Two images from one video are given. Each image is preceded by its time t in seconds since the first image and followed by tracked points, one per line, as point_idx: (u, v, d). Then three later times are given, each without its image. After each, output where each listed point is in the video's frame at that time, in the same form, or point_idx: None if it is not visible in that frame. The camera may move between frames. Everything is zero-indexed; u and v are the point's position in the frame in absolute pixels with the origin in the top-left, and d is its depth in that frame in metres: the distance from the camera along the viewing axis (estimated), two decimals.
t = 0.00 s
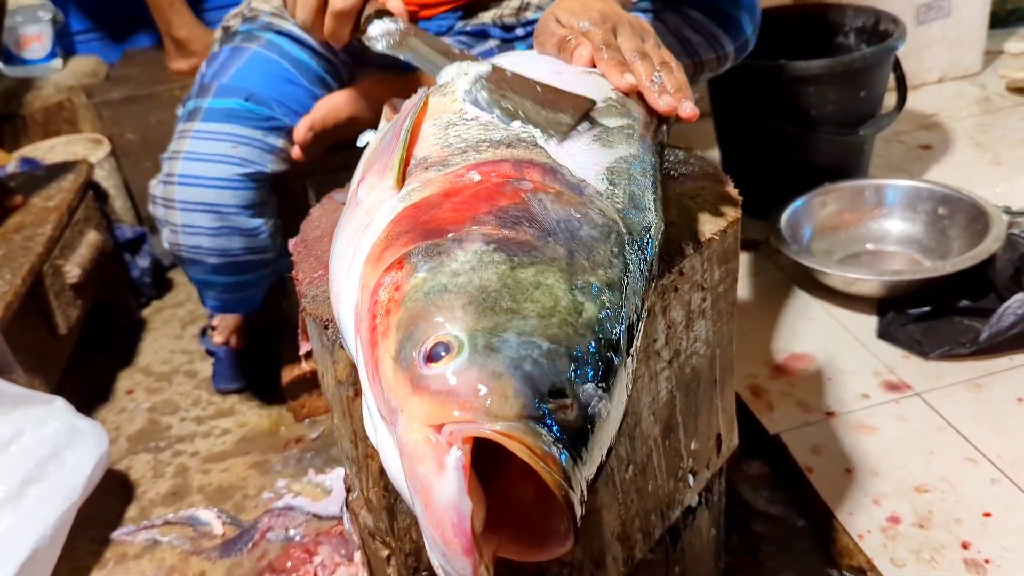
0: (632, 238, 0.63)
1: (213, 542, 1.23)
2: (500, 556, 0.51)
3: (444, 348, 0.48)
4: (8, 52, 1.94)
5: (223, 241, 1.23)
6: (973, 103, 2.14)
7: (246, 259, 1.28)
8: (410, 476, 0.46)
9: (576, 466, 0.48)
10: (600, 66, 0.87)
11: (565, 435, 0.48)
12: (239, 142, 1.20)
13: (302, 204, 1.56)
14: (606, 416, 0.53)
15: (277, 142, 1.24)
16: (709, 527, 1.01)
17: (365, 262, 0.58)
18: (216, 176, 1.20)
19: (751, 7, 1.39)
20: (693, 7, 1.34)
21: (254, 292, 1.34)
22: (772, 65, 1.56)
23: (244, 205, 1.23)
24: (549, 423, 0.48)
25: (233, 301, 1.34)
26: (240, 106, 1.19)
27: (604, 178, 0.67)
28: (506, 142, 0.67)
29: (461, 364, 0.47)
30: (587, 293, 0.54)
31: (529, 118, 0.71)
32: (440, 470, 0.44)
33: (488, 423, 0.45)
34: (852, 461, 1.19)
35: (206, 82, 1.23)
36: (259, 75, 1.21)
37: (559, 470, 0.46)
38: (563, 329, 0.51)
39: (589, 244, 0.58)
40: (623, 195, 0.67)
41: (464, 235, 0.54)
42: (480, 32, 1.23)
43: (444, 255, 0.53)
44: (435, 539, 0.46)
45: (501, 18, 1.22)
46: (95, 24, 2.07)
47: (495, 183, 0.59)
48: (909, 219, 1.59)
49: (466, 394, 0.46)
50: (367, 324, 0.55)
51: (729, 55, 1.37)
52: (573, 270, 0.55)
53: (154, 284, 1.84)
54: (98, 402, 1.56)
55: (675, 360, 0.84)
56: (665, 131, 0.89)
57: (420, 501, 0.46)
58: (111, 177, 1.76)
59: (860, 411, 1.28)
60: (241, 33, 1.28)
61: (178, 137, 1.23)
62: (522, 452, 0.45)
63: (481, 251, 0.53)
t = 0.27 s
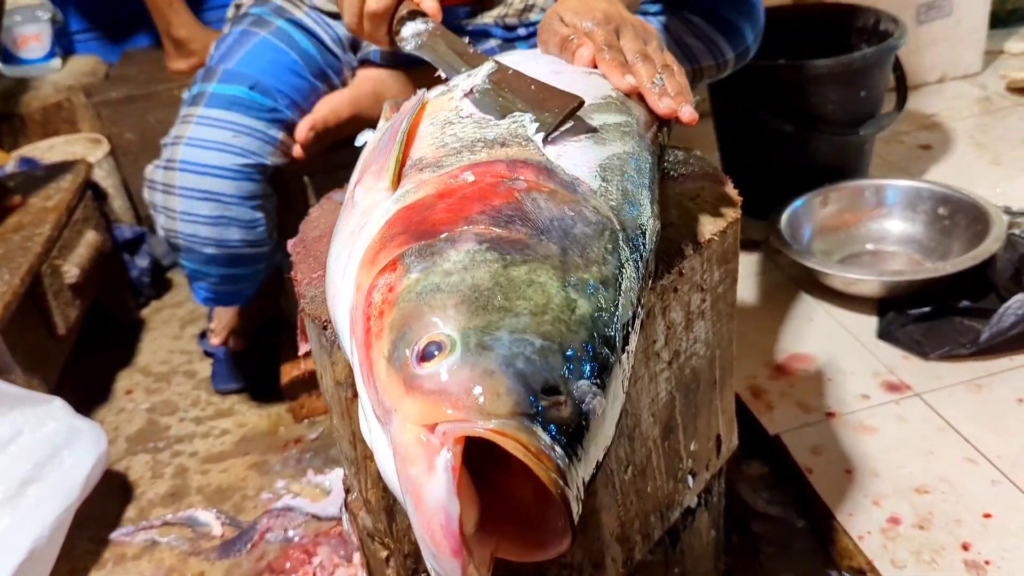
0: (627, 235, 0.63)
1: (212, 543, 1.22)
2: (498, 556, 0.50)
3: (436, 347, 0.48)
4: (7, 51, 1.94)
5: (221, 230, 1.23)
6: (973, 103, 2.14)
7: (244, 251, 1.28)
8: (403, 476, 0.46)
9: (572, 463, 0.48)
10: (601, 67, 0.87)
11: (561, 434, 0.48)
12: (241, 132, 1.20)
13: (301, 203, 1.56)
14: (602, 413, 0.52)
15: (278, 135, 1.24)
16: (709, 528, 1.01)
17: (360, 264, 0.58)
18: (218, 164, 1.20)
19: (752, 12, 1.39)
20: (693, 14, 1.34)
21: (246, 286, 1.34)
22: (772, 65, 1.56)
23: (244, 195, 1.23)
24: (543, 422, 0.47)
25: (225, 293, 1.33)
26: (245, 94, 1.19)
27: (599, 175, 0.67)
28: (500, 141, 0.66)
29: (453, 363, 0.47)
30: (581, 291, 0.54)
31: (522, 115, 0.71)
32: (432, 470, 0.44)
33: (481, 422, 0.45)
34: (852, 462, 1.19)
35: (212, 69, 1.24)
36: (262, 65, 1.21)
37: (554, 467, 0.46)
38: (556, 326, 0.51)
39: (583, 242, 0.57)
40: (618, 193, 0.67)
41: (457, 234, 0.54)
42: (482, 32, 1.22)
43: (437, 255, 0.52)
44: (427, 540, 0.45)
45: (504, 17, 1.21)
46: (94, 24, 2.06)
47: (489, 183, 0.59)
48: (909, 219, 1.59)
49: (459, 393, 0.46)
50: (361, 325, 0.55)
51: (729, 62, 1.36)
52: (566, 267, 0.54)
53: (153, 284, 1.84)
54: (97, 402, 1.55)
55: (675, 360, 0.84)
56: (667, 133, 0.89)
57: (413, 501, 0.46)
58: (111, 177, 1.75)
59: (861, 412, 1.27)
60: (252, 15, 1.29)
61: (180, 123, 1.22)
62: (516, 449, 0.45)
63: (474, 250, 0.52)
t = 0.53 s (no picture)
0: (624, 232, 0.63)
1: (212, 543, 1.22)
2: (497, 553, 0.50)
3: (429, 339, 0.48)
4: (7, 50, 1.94)
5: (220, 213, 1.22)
6: (974, 103, 2.14)
7: (241, 235, 1.27)
8: (397, 467, 0.46)
9: (566, 457, 0.48)
10: (601, 64, 0.87)
11: (554, 426, 0.47)
12: (243, 113, 1.20)
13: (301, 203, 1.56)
14: (597, 405, 0.52)
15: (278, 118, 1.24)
16: (710, 529, 1.01)
17: (357, 262, 0.58)
18: (220, 144, 1.19)
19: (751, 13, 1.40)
20: (694, 13, 1.33)
21: (243, 271, 1.33)
22: (771, 64, 1.56)
23: (245, 178, 1.22)
24: (536, 414, 0.47)
25: (222, 278, 1.32)
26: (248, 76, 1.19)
27: (595, 171, 0.67)
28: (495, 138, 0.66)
29: (446, 355, 0.47)
30: (576, 284, 0.53)
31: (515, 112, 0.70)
32: (427, 459, 0.44)
33: (473, 412, 0.45)
34: (853, 462, 1.19)
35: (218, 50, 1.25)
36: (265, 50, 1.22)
37: (548, 459, 0.45)
38: (550, 319, 0.50)
39: (579, 237, 0.57)
40: (614, 189, 0.66)
41: (452, 230, 0.53)
42: (486, 28, 1.22)
43: (432, 251, 0.52)
44: (421, 528, 0.45)
45: (506, 15, 1.21)
46: (94, 24, 2.06)
47: (484, 180, 0.59)
48: (910, 218, 1.59)
49: (451, 384, 0.46)
50: (358, 322, 0.54)
51: (728, 64, 1.36)
52: (561, 260, 0.54)
53: (153, 283, 1.84)
54: (97, 402, 1.55)
55: (677, 361, 0.84)
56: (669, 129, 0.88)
57: (407, 493, 0.45)
58: (111, 177, 1.75)
59: (862, 412, 1.27)
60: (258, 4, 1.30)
61: (185, 102, 1.22)
62: (507, 440, 0.44)
63: (468, 246, 0.52)
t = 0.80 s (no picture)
0: (624, 230, 0.63)
1: (212, 543, 1.22)
2: (497, 547, 0.50)
3: (429, 333, 0.48)
4: (7, 50, 1.94)
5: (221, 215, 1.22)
6: (974, 102, 2.14)
7: (242, 237, 1.27)
8: (398, 460, 0.45)
9: (566, 453, 0.47)
10: (599, 63, 0.86)
11: (555, 421, 0.47)
12: (248, 115, 1.20)
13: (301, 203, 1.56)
14: (597, 400, 0.52)
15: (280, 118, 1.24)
16: (710, 529, 1.01)
17: (357, 261, 0.58)
18: (224, 147, 1.19)
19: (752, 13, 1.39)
20: (694, 11, 1.33)
21: (244, 271, 1.33)
22: (771, 64, 1.56)
23: (249, 181, 1.22)
24: (537, 409, 0.46)
25: (223, 277, 1.32)
26: (251, 77, 1.20)
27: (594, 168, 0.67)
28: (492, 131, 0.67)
29: (445, 348, 0.47)
30: (575, 280, 0.53)
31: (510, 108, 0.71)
32: (428, 451, 0.44)
33: (472, 405, 0.44)
34: (853, 462, 1.19)
35: (220, 52, 1.25)
36: (268, 53, 1.23)
37: (548, 457, 0.46)
38: (548, 313, 0.50)
39: (577, 233, 0.57)
40: (614, 186, 0.66)
41: (451, 227, 0.53)
42: (485, 28, 1.22)
43: (431, 247, 0.52)
44: (424, 517, 0.45)
45: (506, 15, 1.21)
46: (93, 23, 2.06)
47: (483, 179, 0.59)
48: (911, 218, 1.59)
49: (450, 377, 0.46)
50: (357, 318, 0.54)
51: (729, 62, 1.36)
52: (560, 256, 0.54)
53: (153, 283, 1.84)
54: (97, 401, 1.55)
55: (677, 361, 0.84)
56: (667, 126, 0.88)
57: (408, 486, 0.45)
58: (110, 177, 1.75)
59: (862, 412, 1.27)
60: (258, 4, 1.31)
61: (188, 106, 1.23)
62: (507, 433, 0.44)
63: (467, 242, 0.52)
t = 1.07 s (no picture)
0: (620, 230, 0.63)
1: (213, 541, 1.22)
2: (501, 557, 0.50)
3: (424, 350, 0.48)
4: (8, 49, 1.94)
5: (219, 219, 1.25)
6: (974, 102, 2.14)
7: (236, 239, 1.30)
8: (396, 479, 0.45)
9: (567, 463, 0.47)
10: (589, 62, 0.87)
11: (552, 430, 0.47)
12: (254, 120, 1.20)
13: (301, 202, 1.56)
14: (596, 407, 0.52)
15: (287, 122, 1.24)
16: (711, 527, 1.01)
17: (353, 272, 0.58)
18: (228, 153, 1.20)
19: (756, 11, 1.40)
20: (694, 11, 1.33)
21: (235, 270, 1.37)
22: (772, 63, 1.56)
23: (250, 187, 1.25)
24: (533, 419, 0.46)
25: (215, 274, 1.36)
26: (256, 83, 1.19)
27: (589, 168, 0.67)
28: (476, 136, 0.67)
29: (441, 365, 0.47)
30: (571, 286, 0.53)
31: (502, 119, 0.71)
32: (422, 472, 0.43)
33: (469, 421, 0.44)
34: (854, 460, 1.19)
35: (223, 55, 1.24)
36: (272, 58, 1.22)
37: (548, 467, 0.45)
38: (544, 322, 0.50)
39: (573, 236, 0.57)
40: (608, 186, 0.66)
41: (445, 237, 0.53)
42: (486, 26, 1.22)
43: (425, 259, 0.52)
44: (420, 541, 0.45)
45: (507, 13, 1.22)
46: (95, 22, 2.06)
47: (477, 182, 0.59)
48: (911, 217, 1.59)
49: (447, 394, 0.46)
50: (356, 332, 0.54)
51: (730, 61, 1.36)
52: (555, 263, 0.54)
53: (153, 282, 1.84)
54: (97, 400, 1.55)
55: (679, 360, 0.84)
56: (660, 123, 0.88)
57: (405, 504, 0.45)
58: (111, 176, 1.75)
59: (862, 411, 1.27)
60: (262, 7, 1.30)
61: (193, 109, 1.23)
62: (505, 448, 0.44)
63: (461, 252, 0.52)
